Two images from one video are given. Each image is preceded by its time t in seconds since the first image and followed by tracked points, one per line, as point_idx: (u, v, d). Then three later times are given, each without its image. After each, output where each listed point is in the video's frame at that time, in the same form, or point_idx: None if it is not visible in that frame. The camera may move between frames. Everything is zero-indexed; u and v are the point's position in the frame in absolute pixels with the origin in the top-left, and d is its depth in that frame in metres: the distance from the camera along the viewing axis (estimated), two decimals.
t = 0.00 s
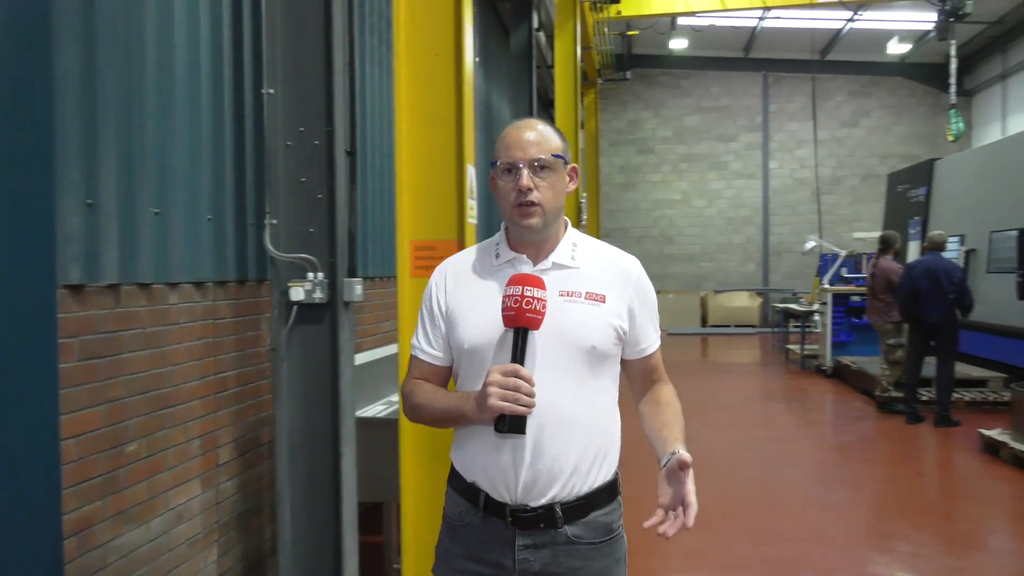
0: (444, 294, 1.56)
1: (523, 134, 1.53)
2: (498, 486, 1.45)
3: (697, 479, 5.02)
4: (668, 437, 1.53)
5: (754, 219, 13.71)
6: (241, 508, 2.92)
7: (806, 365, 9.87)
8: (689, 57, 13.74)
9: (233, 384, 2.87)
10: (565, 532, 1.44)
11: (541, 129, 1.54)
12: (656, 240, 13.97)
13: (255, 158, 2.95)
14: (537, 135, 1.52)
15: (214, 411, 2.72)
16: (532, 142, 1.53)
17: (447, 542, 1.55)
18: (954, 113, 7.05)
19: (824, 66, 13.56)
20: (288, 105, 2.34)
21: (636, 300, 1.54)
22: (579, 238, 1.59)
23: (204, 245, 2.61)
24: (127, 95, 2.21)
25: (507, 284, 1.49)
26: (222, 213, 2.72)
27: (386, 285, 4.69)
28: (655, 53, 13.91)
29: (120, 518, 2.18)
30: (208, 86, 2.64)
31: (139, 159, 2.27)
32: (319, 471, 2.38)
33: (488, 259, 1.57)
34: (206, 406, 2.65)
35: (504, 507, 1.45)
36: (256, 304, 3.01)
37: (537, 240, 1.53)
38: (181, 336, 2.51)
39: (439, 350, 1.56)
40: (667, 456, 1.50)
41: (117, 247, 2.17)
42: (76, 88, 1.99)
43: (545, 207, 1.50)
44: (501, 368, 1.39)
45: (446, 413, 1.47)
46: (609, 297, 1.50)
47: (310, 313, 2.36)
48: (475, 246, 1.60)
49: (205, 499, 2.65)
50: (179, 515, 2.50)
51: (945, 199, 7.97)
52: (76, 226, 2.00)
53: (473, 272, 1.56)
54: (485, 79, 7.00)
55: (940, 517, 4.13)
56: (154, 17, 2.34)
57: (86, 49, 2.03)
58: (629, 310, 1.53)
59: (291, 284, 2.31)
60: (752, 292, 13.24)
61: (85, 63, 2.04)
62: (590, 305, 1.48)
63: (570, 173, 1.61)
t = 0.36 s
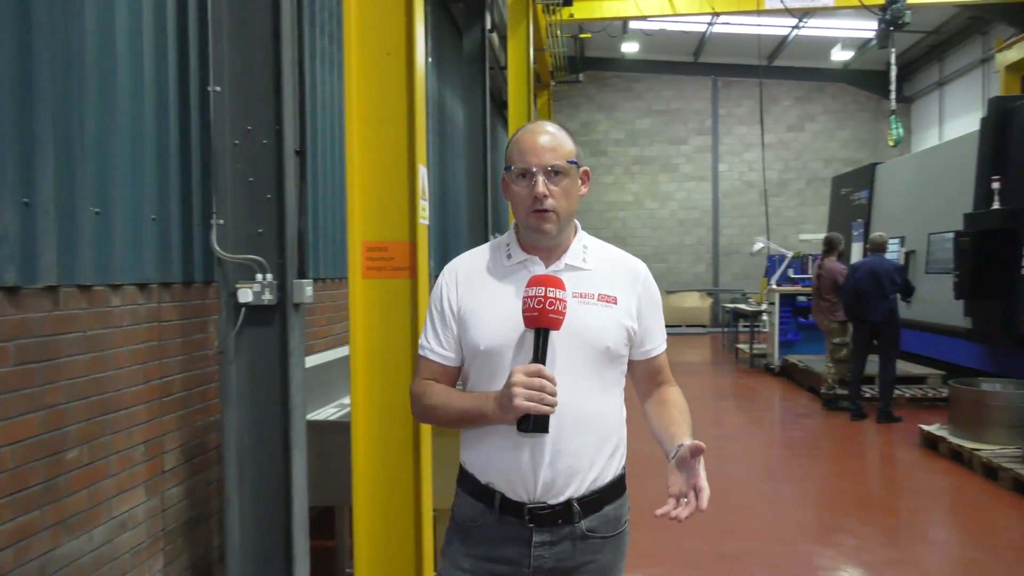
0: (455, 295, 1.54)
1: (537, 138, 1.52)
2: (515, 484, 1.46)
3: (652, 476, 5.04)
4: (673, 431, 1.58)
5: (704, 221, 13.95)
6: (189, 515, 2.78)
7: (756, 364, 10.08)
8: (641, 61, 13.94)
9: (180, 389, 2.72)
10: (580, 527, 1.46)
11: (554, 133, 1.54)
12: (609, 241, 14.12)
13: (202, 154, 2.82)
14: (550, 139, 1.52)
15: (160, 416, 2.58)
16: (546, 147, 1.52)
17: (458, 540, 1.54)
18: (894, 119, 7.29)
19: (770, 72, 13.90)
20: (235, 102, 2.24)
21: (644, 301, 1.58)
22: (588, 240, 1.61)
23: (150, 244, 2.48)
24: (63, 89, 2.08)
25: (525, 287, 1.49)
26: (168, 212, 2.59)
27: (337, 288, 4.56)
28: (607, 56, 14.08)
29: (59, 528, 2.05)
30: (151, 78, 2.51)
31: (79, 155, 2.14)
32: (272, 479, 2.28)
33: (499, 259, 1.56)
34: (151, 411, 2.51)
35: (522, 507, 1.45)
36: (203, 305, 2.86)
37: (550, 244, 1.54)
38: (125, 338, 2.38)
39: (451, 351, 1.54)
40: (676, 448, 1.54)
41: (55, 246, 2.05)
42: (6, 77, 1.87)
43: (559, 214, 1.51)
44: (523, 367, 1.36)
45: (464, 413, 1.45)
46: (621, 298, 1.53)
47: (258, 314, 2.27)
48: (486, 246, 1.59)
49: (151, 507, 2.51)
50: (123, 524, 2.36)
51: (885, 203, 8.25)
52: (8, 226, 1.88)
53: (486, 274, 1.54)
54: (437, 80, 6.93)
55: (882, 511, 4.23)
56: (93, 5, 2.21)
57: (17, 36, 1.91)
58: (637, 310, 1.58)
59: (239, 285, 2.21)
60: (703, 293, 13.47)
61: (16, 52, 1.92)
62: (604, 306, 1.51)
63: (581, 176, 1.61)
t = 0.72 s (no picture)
0: (433, 289, 1.50)
1: (520, 140, 1.48)
2: (485, 481, 1.42)
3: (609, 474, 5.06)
4: (640, 432, 1.57)
5: (659, 222, 14.15)
6: (136, 523, 2.64)
7: (709, 364, 10.25)
8: (596, 63, 14.07)
9: (126, 394, 2.58)
10: (551, 523, 1.43)
11: (537, 135, 1.50)
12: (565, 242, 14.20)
13: (150, 149, 2.68)
14: (534, 142, 1.48)
15: (104, 422, 2.45)
16: (529, 150, 1.48)
17: (429, 537, 1.49)
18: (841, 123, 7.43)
19: (723, 76, 14.12)
20: (184, 99, 2.14)
21: (617, 305, 1.57)
22: (567, 243, 1.59)
23: (93, 244, 2.35)
24: None
25: (503, 284, 1.45)
26: (112, 211, 2.46)
27: (290, 290, 4.44)
28: (563, 58, 14.17)
29: None
30: (95, 71, 2.38)
31: (13, 151, 2.02)
32: (220, 485, 2.19)
33: (479, 258, 1.52)
34: (96, 416, 2.38)
35: (493, 503, 1.42)
36: (151, 307, 2.72)
37: (529, 245, 1.51)
38: (68, 342, 2.25)
39: (426, 345, 1.49)
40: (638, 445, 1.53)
41: None
42: None
43: (539, 216, 1.48)
44: (496, 365, 1.32)
45: (437, 408, 1.40)
46: (596, 301, 1.52)
47: (208, 316, 2.17)
48: (465, 243, 1.55)
49: (95, 515, 2.38)
50: (66, 533, 2.24)
51: (833, 205, 8.48)
52: None
53: (465, 272, 1.50)
54: (392, 80, 6.85)
55: (830, 505, 4.33)
56: None
57: None
58: (611, 314, 1.56)
59: (186, 287, 2.11)
60: (657, 293, 13.66)
61: None
62: (579, 309, 1.49)
63: (563, 179, 1.58)
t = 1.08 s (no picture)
0: (404, 292, 1.45)
1: (492, 145, 1.45)
2: (463, 484, 1.39)
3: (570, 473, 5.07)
4: (610, 429, 1.57)
5: (618, 224, 14.28)
6: (86, 531, 2.53)
7: (667, 363, 10.38)
8: (555, 65, 14.14)
9: (74, 398, 2.46)
10: (528, 524, 1.43)
11: (510, 140, 1.47)
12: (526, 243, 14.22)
13: (100, 144, 2.57)
14: (507, 148, 1.44)
15: (50, 427, 2.33)
16: (502, 155, 1.45)
17: (400, 541, 1.44)
18: (795, 128, 7.57)
19: (680, 79, 14.31)
20: (134, 95, 2.06)
21: (587, 306, 1.57)
22: (538, 246, 1.57)
23: (37, 242, 2.23)
24: None
25: (475, 286, 1.42)
26: (58, 209, 2.34)
27: (246, 291, 4.32)
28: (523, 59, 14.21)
29: None
30: (39, 63, 2.27)
31: None
32: (172, 492, 2.10)
33: (450, 260, 1.49)
34: (41, 422, 2.27)
35: (471, 506, 1.39)
36: (101, 309, 2.60)
37: (501, 249, 1.49)
38: (10, 344, 2.14)
39: (397, 349, 1.44)
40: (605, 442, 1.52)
41: None
42: None
43: (512, 223, 1.46)
44: (473, 365, 1.31)
45: (413, 412, 1.36)
46: (569, 302, 1.51)
47: (160, 319, 2.09)
48: (435, 246, 1.52)
49: (40, 525, 2.26)
50: (9, 544, 2.13)
51: (787, 207, 8.68)
52: None
53: (436, 275, 1.46)
54: (351, 79, 6.74)
55: (786, 501, 4.42)
56: None
57: None
58: (583, 315, 1.56)
59: (137, 289, 2.02)
60: (616, 294, 13.78)
61: None
62: (553, 310, 1.48)
63: (535, 183, 1.55)
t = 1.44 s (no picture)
0: (382, 295, 1.41)
1: (478, 148, 1.43)
2: (449, 491, 1.37)
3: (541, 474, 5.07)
4: (586, 426, 1.57)
5: (588, 225, 14.35)
6: (46, 539, 2.44)
7: (637, 363, 10.46)
8: (525, 67, 14.16)
9: (33, 402, 2.38)
10: (513, 526, 1.43)
11: (496, 146, 1.44)
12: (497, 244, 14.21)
13: (61, 140, 2.48)
14: (494, 152, 1.42)
15: (9, 432, 2.24)
16: (488, 160, 1.42)
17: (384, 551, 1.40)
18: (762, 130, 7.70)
19: (649, 82, 14.45)
20: (96, 93, 1.99)
21: (563, 309, 1.59)
22: (517, 250, 1.58)
23: None
24: None
25: (460, 292, 1.41)
26: (16, 207, 2.26)
27: (212, 292, 4.23)
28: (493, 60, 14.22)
29: None
30: None
31: None
32: (135, 500, 2.03)
33: (429, 262, 1.46)
34: None
35: (458, 512, 1.37)
36: (61, 311, 2.51)
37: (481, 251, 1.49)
38: None
39: (374, 354, 1.40)
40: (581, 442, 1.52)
41: None
42: None
43: (495, 229, 1.44)
44: (459, 373, 1.29)
45: (399, 420, 1.32)
46: (548, 306, 1.52)
47: (124, 321, 2.02)
48: (412, 246, 1.48)
49: None
50: None
51: (754, 209, 8.81)
52: None
53: (415, 279, 1.43)
54: (319, 78, 6.66)
55: (754, 499, 4.47)
56: None
57: None
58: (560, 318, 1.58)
59: (99, 291, 1.96)
60: (587, 295, 13.85)
61: None
62: (533, 314, 1.49)
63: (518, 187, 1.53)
